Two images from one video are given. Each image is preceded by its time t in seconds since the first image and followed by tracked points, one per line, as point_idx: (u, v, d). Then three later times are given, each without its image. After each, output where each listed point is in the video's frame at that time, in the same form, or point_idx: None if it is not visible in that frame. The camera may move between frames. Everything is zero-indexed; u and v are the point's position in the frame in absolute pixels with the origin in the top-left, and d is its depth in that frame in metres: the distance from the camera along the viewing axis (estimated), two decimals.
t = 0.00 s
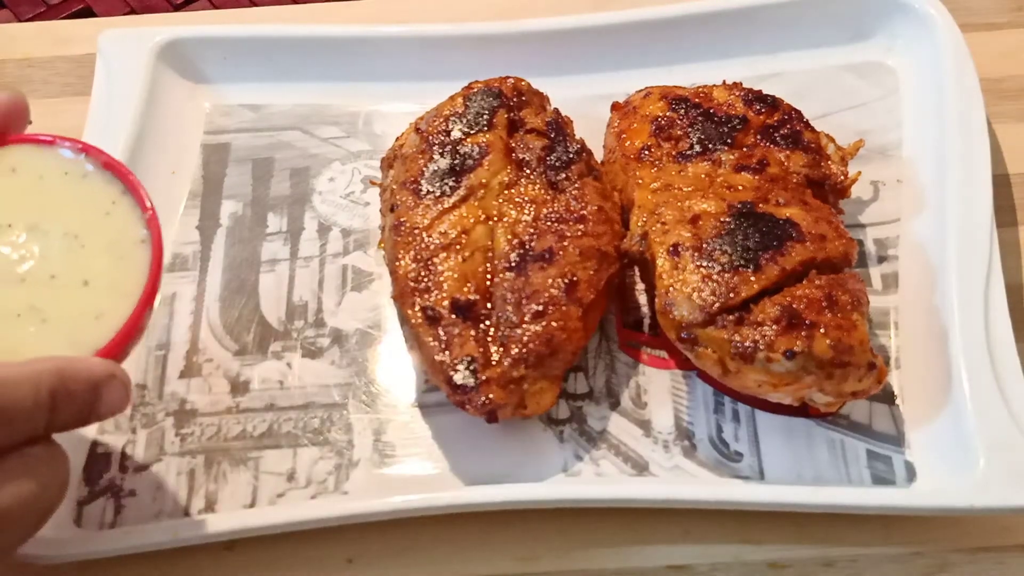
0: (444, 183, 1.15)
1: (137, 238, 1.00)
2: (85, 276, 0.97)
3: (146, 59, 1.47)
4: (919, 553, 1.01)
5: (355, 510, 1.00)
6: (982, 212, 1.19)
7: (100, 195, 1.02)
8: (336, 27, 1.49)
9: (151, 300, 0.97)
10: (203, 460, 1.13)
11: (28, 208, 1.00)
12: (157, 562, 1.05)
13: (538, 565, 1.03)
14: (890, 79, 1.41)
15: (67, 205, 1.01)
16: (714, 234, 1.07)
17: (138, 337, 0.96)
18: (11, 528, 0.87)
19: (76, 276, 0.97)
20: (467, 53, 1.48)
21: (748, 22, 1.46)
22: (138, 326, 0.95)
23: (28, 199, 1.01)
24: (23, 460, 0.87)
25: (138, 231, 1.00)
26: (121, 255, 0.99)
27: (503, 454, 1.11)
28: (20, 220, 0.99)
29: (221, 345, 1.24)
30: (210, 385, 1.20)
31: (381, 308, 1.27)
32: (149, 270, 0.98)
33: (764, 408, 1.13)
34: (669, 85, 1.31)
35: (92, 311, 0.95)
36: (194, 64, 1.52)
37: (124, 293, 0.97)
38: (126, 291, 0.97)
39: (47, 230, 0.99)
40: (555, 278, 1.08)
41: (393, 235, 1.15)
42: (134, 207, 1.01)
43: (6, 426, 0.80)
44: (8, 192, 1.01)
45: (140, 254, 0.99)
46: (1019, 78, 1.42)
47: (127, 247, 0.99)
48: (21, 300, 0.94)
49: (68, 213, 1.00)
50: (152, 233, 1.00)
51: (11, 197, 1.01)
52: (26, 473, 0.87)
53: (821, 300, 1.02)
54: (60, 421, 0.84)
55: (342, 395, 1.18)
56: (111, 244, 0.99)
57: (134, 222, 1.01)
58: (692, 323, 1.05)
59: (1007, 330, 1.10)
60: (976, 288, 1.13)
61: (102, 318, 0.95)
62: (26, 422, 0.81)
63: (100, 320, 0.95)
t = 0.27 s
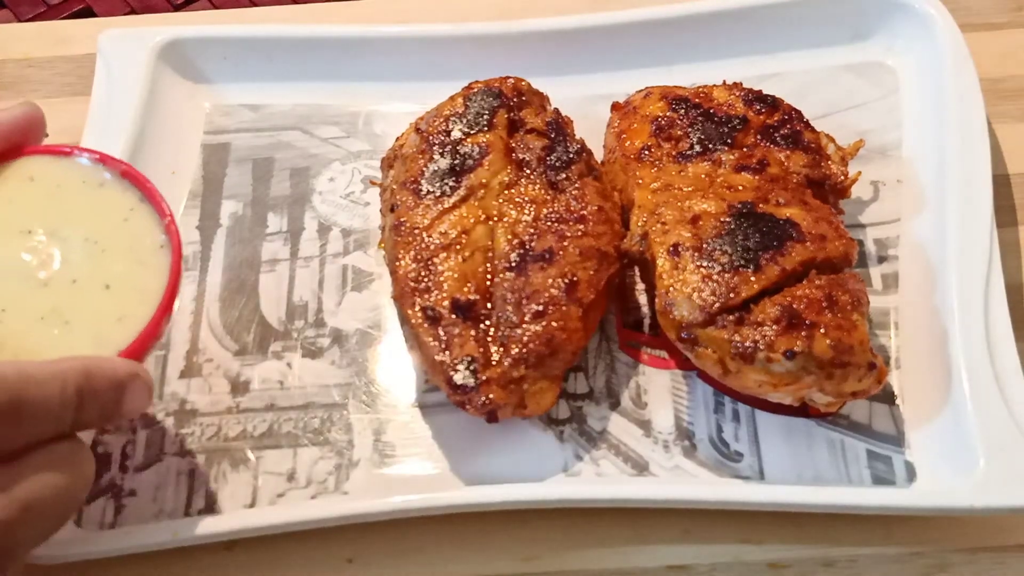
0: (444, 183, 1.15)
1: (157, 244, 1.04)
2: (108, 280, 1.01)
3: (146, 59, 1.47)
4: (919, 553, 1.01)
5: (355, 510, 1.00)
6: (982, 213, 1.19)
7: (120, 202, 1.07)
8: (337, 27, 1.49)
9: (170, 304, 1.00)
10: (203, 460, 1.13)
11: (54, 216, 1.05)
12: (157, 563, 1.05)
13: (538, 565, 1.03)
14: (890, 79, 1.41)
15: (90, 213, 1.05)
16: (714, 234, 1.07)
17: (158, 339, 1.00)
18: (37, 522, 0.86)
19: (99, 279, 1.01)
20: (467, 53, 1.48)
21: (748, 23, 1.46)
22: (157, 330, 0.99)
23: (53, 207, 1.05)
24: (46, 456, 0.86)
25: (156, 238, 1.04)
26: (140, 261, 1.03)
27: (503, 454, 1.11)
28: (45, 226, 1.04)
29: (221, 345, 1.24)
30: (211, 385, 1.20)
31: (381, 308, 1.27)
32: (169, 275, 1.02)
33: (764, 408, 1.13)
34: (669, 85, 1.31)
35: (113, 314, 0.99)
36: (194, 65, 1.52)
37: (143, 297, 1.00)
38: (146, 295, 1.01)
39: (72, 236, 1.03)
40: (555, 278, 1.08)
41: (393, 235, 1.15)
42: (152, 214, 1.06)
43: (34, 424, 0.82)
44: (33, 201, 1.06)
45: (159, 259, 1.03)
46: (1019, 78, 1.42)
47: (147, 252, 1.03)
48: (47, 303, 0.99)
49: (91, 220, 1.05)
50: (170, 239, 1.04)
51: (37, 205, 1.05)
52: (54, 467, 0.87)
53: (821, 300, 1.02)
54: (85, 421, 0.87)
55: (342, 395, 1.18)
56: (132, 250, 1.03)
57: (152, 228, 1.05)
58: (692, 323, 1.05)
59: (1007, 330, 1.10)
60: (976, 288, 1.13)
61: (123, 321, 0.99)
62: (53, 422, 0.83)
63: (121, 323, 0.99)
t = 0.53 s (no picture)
0: (444, 183, 1.15)
1: (188, 249, 1.07)
2: (140, 285, 1.04)
3: (146, 59, 1.48)
4: (919, 553, 1.01)
5: (355, 510, 1.00)
6: (982, 213, 1.19)
7: (149, 209, 1.10)
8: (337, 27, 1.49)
9: (202, 311, 1.03)
10: (203, 460, 1.13)
11: (85, 222, 1.08)
12: (157, 563, 1.05)
13: (538, 565, 1.03)
14: (890, 79, 1.41)
15: (120, 219, 1.08)
16: (714, 234, 1.07)
17: (189, 347, 1.03)
18: (75, 522, 0.85)
19: (130, 285, 1.04)
20: (467, 53, 1.48)
21: (748, 22, 1.46)
22: (189, 337, 1.01)
23: (83, 214, 1.08)
24: (83, 459, 0.87)
25: (187, 243, 1.07)
26: (172, 266, 1.06)
27: (503, 454, 1.11)
28: (77, 232, 1.07)
29: (221, 345, 1.24)
30: (211, 385, 1.20)
31: (381, 308, 1.27)
32: (200, 281, 1.04)
33: (764, 408, 1.13)
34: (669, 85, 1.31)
35: (146, 318, 1.02)
36: (194, 65, 1.52)
37: (176, 301, 1.03)
38: (177, 301, 1.03)
39: (104, 243, 1.06)
40: (554, 278, 1.08)
41: (393, 235, 1.14)
42: (182, 219, 1.09)
43: (72, 428, 0.84)
44: (64, 208, 1.09)
45: (190, 263, 1.06)
46: (1019, 79, 1.42)
47: (178, 258, 1.06)
48: (80, 308, 1.01)
49: (122, 226, 1.08)
50: (201, 245, 1.07)
51: (68, 212, 1.08)
52: (90, 470, 0.87)
53: (821, 300, 1.03)
54: (119, 426, 0.90)
55: (342, 395, 1.18)
56: (162, 255, 1.06)
57: (182, 234, 1.08)
58: (692, 323, 1.05)
59: (1007, 330, 1.10)
60: (976, 288, 1.13)
61: (156, 325, 1.01)
62: (90, 427, 0.86)
63: (154, 327, 1.01)
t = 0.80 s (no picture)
0: (444, 183, 1.15)
1: (247, 262, 1.06)
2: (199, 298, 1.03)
3: (146, 59, 1.48)
4: (919, 554, 1.01)
5: (356, 510, 1.00)
6: (982, 213, 1.19)
7: (205, 221, 1.08)
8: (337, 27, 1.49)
9: (260, 323, 1.02)
10: (203, 460, 1.12)
11: (140, 237, 1.06)
12: (157, 563, 1.04)
13: (538, 565, 1.02)
14: (890, 79, 1.41)
15: (175, 232, 1.07)
16: (714, 234, 1.07)
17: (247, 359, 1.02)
18: (136, 526, 0.84)
19: (189, 298, 1.03)
20: (467, 53, 1.48)
21: (748, 22, 1.46)
22: (248, 350, 1.00)
23: (138, 227, 1.07)
24: (144, 465, 0.86)
25: (243, 255, 1.06)
26: (229, 279, 1.04)
27: (503, 455, 1.11)
28: (133, 247, 1.05)
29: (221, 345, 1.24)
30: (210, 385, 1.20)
31: (381, 308, 1.27)
32: (258, 294, 1.03)
33: (764, 408, 1.13)
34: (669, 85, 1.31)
35: (207, 332, 1.01)
36: (195, 65, 1.52)
37: (235, 315, 1.02)
38: (238, 315, 1.02)
39: (161, 256, 1.05)
40: (554, 278, 1.08)
41: (393, 235, 1.14)
42: (237, 231, 1.07)
43: (135, 435, 0.84)
44: (118, 221, 1.07)
45: (251, 277, 1.05)
46: (1019, 78, 1.42)
47: (235, 271, 1.05)
48: (139, 322, 1.01)
49: (177, 239, 1.07)
50: (257, 256, 1.05)
51: (122, 225, 1.07)
52: (151, 475, 0.86)
53: (821, 300, 1.03)
54: (181, 435, 0.90)
55: (342, 395, 1.18)
56: (221, 269, 1.05)
57: (240, 246, 1.07)
58: (692, 323, 1.05)
59: (1007, 330, 1.11)
60: (976, 288, 1.13)
61: (218, 339, 1.01)
62: (153, 435, 0.86)
63: (217, 342, 1.01)
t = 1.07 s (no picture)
0: (444, 183, 1.15)
1: (301, 277, 1.10)
2: (254, 311, 1.07)
3: (146, 60, 1.48)
4: (919, 554, 1.01)
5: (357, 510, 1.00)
6: (982, 213, 1.20)
7: (257, 238, 1.13)
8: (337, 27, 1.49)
9: (315, 335, 1.06)
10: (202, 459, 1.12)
11: (197, 253, 1.11)
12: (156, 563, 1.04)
13: (538, 565, 1.02)
14: (889, 79, 1.41)
15: (228, 248, 1.11)
16: (714, 234, 1.07)
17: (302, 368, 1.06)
18: (195, 516, 0.84)
19: (244, 311, 1.07)
20: (467, 53, 1.48)
21: (747, 22, 1.46)
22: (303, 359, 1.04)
23: (194, 243, 1.11)
24: (205, 457, 0.87)
25: (297, 269, 1.10)
26: (282, 291, 1.08)
27: (504, 455, 1.11)
28: (190, 262, 1.10)
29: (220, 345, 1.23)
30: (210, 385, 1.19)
31: (381, 309, 1.27)
32: (313, 306, 1.07)
33: (764, 408, 1.13)
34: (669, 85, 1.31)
35: (262, 344, 1.05)
36: (195, 65, 1.52)
37: (290, 327, 1.06)
38: (293, 325, 1.06)
39: (216, 272, 1.09)
40: (554, 278, 1.08)
41: (393, 235, 1.14)
42: (291, 247, 1.12)
43: (200, 427, 0.84)
44: (173, 239, 1.12)
45: (305, 291, 1.09)
46: (1019, 78, 1.42)
47: (290, 284, 1.09)
48: (197, 333, 1.05)
49: (231, 255, 1.11)
50: (312, 270, 1.09)
51: (177, 242, 1.11)
52: (212, 467, 0.87)
53: (821, 300, 1.03)
54: (243, 433, 0.90)
55: (342, 395, 1.18)
56: (275, 282, 1.09)
57: (294, 262, 1.11)
58: (692, 323, 1.04)
59: (1007, 330, 1.11)
60: (976, 288, 1.13)
61: (273, 351, 1.04)
62: (216, 429, 0.87)
63: (272, 353, 1.04)
